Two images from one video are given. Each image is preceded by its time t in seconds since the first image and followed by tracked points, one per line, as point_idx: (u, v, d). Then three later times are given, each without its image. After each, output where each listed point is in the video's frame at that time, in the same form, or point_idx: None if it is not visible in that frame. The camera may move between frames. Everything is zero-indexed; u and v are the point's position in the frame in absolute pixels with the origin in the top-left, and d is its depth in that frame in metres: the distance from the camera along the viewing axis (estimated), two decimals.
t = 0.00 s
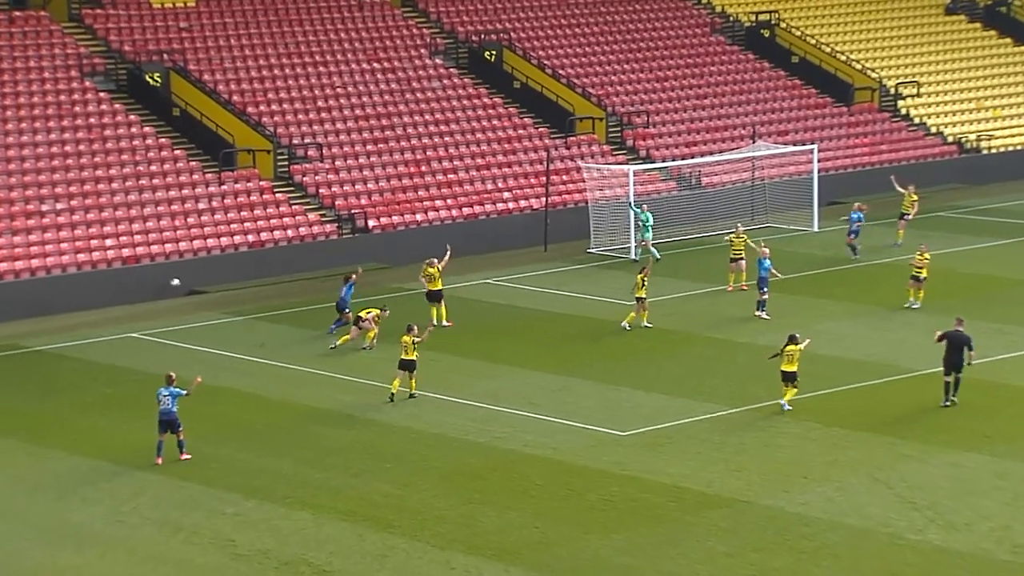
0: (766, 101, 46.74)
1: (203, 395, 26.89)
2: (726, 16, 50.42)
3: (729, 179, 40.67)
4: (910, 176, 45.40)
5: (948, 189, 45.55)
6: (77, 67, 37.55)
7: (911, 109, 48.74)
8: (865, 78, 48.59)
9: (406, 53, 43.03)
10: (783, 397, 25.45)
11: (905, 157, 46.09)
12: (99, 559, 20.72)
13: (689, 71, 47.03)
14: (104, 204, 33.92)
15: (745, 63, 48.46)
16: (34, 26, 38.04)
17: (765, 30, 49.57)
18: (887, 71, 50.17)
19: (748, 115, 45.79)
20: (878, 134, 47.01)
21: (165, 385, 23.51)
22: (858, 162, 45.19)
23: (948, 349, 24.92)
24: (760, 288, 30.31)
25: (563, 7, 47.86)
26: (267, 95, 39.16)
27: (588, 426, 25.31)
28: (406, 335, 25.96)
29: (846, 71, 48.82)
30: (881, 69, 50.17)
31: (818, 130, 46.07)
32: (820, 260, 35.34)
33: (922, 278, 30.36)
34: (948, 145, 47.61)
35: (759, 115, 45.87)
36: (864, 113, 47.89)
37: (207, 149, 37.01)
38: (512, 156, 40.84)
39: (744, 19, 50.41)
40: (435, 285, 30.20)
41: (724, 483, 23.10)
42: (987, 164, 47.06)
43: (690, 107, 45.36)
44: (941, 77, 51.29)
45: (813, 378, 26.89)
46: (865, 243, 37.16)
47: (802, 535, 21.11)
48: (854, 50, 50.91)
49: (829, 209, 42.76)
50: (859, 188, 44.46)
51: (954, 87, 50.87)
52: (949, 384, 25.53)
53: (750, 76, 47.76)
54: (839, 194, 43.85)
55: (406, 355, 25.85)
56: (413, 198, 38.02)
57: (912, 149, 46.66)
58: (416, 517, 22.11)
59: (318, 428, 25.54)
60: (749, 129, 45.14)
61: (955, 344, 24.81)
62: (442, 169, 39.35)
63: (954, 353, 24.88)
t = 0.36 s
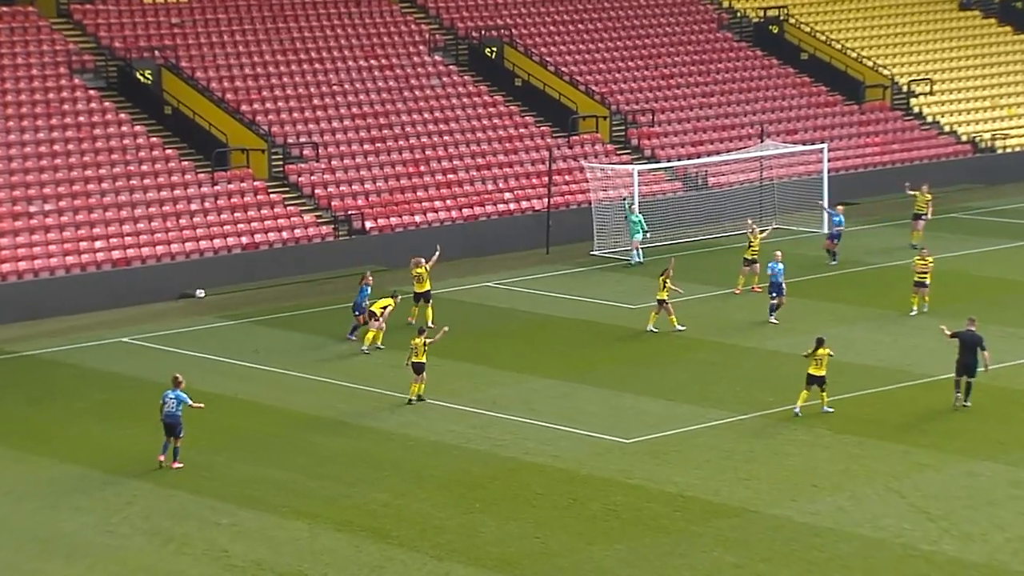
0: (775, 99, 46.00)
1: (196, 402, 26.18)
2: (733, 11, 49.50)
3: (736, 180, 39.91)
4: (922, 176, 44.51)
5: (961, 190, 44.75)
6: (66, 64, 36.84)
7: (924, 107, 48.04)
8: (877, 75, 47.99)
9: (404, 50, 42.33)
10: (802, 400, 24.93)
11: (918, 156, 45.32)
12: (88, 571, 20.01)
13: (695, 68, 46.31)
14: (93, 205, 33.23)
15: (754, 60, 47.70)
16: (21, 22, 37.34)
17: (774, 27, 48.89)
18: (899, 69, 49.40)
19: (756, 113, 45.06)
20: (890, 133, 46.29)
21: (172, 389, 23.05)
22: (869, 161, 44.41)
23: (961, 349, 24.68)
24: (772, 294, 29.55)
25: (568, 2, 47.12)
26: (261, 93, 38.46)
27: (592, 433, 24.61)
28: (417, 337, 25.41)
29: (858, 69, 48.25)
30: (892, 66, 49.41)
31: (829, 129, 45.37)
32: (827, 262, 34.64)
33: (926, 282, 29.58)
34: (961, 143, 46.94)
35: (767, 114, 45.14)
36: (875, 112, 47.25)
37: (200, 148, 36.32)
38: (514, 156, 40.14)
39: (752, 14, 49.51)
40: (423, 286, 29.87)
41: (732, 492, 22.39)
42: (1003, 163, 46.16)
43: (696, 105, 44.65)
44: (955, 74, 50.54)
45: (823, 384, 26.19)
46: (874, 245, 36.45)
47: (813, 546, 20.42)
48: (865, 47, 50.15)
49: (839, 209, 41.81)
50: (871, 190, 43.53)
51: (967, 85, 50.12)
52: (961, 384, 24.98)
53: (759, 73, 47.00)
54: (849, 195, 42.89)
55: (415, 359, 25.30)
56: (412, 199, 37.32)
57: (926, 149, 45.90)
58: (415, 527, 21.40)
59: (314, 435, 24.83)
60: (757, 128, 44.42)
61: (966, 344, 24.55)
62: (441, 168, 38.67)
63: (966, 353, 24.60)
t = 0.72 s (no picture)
0: (776, 97, 45.37)
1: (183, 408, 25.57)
2: (734, 7, 48.77)
3: (736, 180, 39.36)
4: (927, 177, 43.66)
5: (967, 191, 43.82)
6: (48, 61, 36.20)
7: (929, 105, 47.30)
8: (878, 72, 47.05)
9: (395, 46, 41.70)
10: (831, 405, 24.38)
11: (924, 156, 44.54)
12: None
13: (693, 66, 45.69)
14: (76, 206, 32.60)
15: (754, 57, 47.05)
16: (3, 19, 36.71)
17: (774, 23, 48.19)
18: (902, 67, 48.72)
19: (758, 112, 44.45)
20: (894, 131, 45.53)
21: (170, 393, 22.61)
22: (874, 160, 43.64)
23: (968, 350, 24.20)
24: (782, 297, 28.84)
25: None
26: (249, 90, 37.85)
27: (589, 440, 23.99)
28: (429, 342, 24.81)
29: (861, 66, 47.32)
30: (896, 64, 48.72)
31: (831, 128, 44.69)
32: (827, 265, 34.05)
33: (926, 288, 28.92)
34: (966, 143, 46.05)
35: (769, 113, 44.52)
36: (877, 110, 46.34)
37: (186, 148, 35.71)
38: (508, 156, 39.54)
39: (751, 9, 48.85)
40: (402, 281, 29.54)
41: (733, 500, 21.78)
42: (1013, 163, 45.29)
43: (694, 103, 44.04)
44: (960, 72, 49.73)
45: (826, 389, 25.60)
46: (876, 248, 35.84)
47: (816, 555, 19.81)
48: (869, 44, 49.48)
49: (841, 210, 41.11)
50: (873, 188, 42.56)
51: (972, 83, 49.34)
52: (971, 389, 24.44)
53: (760, 71, 46.36)
54: (852, 195, 41.91)
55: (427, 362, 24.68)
56: (404, 199, 36.71)
57: (932, 148, 45.16)
58: (406, 537, 20.77)
59: (304, 442, 24.21)
60: (758, 127, 43.83)
61: (974, 344, 24.06)
62: (434, 168, 38.05)
63: (974, 354, 24.11)
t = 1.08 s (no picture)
0: (770, 96, 44.83)
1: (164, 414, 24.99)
2: (727, 4, 48.20)
3: (731, 180, 38.79)
4: (925, 177, 42.98)
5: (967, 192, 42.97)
6: (25, 59, 35.64)
7: (927, 104, 46.53)
8: (874, 70, 46.38)
9: (381, 44, 41.14)
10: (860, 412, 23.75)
11: (921, 156, 43.92)
12: None
13: (686, 64, 45.14)
14: (54, 207, 32.01)
15: (749, 54, 46.53)
16: None
17: (768, 20, 47.44)
18: (900, 64, 48.03)
19: (751, 112, 43.93)
20: (891, 131, 44.88)
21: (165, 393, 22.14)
22: (870, 160, 43.03)
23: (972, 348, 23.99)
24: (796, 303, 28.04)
25: None
26: (231, 89, 37.30)
27: (579, 447, 23.44)
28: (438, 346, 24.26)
29: (857, 65, 46.69)
30: (893, 62, 48.02)
31: (826, 127, 44.09)
32: (821, 267, 33.54)
33: (926, 293, 28.25)
34: (965, 142, 45.44)
35: (763, 112, 44.00)
36: (876, 109, 45.77)
37: (166, 148, 35.20)
38: (497, 156, 38.96)
39: (746, 7, 48.28)
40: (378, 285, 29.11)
41: (726, 508, 21.25)
42: (1014, 164, 44.43)
43: (685, 102, 43.49)
44: (960, 69, 48.89)
45: (821, 395, 25.07)
46: (873, 250, 35.32)
47: (813, 564, 19.27)
48: (865, 42, 48.66)
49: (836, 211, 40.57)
50: (871, 189, 41.89)
51: (972, 81, 48.52)
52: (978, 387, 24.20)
53: (754, 69, 45.83)
54: (847, 196, 41.35)
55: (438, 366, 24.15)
56: (389, 200, 36.12)
57: (930, 148, 44.49)
58: (392, 546, 20.20)
59: (287, 449, 23.63)
60: (752, 126, 43.31)
61: (977, 342, 23.83)
62: (421, 168, 37.47)
63: (976, 352, 23.88)
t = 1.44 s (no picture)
0: (745, 96, 44.40)
1: (124, 424, 24.33)
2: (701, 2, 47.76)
3: (705, 182, 38.35)
4: (902, 177, 42.51)
5: (945, 194, 42.44)
6: None
7: (905, 104, 46.02)
8: (852, 70, 45.99)
9: (346, 42, 40.53)
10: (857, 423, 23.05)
11: (898, 157, 43.45)
12: None
13: (659, 62, 44.63)
14: (9, 210, 31.32)
15: (723, 53, 46.16)
16: None
17: (744, 18, 47.05)
18: (877, 63, 47.56)
19: (726, 112, 43.53)
20: (868, 131, 44.41)
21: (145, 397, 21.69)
22: (847, 162, 42.52)
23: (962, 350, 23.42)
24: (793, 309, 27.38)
25: None
26: (192, 89, 36.68)
27: (552, 455, 22.87)
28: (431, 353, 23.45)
29: (834, 63, 46.25)
30: (870, 61, 47.57)
31: (802, 127, 43.57)
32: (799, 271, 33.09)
33: (916, 300, 27.50)
34: (944, 143, 44.88)
35: (736, 112, 43.60)
36: (853, 109, 45.32)
37: (127, 149, 34.49)
38: (466, 157, 38.31)
39: (720, 4, 47.84)
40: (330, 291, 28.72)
41: (701, 518, 20.71)
42: (992, 165, 43.93)
43: (658, 101, 42.97)
44: (939, 68, 48.38)
45: (798, 401, 24.58)
46: (851, 253, 34.88)
47: None
48: (841, 40, 48.30)
49: (812, 214, 40.11)
50: (848, 190, 41.42)
51: (951, 80, 47.98)
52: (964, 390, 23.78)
53: (727, 68, 45.43)
54: (821, 199, 40.89)
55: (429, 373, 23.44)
56: (356, 203, 35.48)
57: (908, 148, 44.04)
58: (358, 559, 19.59)
59: (251, 459, 22.99)
60: (727, 127, 42.87)
61: (968, 344, 23.24)
62: (388, 170, 36.85)
63: (968, 354, 23.32)
